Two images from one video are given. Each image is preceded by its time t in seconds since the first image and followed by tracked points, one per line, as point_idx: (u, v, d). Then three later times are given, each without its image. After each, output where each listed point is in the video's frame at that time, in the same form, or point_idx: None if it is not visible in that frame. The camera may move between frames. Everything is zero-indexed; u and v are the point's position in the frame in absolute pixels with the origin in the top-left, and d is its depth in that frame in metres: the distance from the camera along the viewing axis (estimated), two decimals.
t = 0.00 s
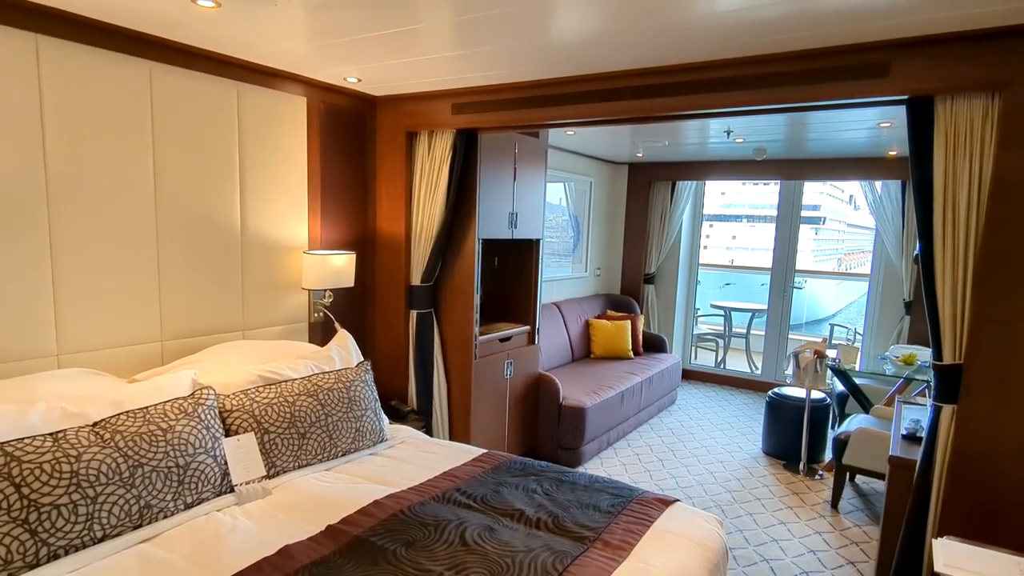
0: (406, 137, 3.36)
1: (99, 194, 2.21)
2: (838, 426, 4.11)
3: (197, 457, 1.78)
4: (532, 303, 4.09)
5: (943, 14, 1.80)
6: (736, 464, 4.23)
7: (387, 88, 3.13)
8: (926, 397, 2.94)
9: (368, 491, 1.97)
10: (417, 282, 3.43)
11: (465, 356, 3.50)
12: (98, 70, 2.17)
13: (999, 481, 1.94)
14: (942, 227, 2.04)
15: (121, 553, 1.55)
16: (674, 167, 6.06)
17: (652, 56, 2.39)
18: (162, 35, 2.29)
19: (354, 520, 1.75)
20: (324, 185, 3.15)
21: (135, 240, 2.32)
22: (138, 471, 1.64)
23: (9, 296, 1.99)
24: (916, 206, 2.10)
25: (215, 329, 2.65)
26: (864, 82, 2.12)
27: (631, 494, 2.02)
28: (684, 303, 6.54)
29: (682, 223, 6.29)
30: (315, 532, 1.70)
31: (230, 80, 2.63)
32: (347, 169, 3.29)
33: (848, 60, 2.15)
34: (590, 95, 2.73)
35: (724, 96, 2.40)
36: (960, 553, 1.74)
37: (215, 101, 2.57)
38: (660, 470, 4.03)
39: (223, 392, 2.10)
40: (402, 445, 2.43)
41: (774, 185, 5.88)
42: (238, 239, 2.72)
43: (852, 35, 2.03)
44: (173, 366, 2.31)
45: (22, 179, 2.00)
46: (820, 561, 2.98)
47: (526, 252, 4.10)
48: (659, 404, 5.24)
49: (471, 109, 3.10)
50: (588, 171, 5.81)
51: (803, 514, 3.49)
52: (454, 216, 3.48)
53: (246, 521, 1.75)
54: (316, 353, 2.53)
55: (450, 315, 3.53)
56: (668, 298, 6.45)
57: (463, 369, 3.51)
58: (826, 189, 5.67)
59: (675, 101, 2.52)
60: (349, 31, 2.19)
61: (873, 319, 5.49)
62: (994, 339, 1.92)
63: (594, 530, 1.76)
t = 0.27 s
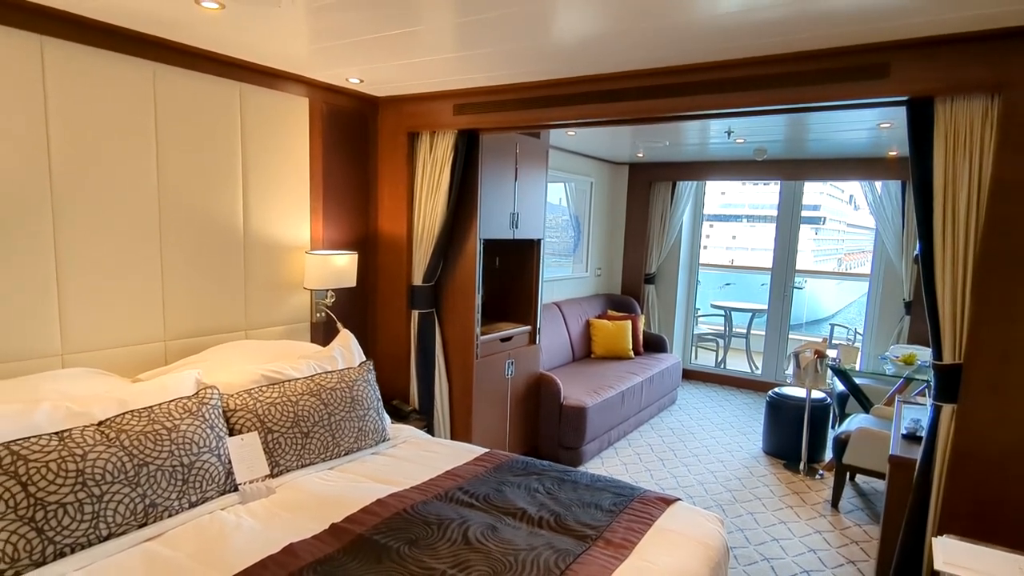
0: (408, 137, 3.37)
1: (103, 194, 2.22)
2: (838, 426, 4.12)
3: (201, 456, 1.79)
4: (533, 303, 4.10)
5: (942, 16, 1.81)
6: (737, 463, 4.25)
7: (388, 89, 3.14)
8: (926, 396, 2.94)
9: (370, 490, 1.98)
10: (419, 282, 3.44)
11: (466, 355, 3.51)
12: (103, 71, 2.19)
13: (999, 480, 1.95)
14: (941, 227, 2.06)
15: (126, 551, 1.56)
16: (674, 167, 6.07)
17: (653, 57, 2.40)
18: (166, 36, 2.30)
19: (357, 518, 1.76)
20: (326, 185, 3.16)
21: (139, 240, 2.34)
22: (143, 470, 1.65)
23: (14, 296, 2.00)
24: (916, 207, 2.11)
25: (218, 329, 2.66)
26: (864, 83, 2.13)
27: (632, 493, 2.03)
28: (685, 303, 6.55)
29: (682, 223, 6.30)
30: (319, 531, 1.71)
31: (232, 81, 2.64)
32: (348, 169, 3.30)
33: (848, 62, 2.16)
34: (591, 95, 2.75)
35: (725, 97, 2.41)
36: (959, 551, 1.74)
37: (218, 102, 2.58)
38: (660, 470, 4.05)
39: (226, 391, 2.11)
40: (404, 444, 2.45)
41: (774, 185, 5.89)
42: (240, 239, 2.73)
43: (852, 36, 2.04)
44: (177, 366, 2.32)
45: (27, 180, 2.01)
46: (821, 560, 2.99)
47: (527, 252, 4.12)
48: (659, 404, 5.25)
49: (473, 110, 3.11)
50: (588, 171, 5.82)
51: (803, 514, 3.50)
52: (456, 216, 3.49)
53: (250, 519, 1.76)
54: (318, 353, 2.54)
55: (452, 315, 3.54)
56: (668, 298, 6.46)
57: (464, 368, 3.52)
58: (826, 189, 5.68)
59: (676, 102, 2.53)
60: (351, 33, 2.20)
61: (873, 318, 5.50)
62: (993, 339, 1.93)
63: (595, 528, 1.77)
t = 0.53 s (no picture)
0: (409, 137, 3.38)
1: (106, 194, 2.22)
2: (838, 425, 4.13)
3: (205, 454, 1.80)
4: (533, 303, 4.11)
5: (941, 16, 1.82)
6: (737, 462, 4.26)
7: (389, 89, 3.15)
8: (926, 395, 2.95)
9: (373, 488, 1.99)
10: (420, 281, 3.45)
11: (467, 354, 3.52)
12: (106, 71, 2.20)
13: (998, 477, 1.96)
14: (941, 226, 2.07)
15: (131, 548, 1.57)
16: (674, 167, 6.08)
17: (654, 57, 2.41)
18: (169, 36, 2.31)
19: (360, 516, 1.77)
20: (327, 185, 3.17)
21: (142, 239, 2.34)
22: (148, 468, 1.65)
23: (17, 295, 2.01)
24: (915, 206, 2.12)
25: (221, 328, 2.67)
26: (864, 83, 2.14)
27: (633, 491, 2.04)
28: (685, 303, 6.56)
29: (682, 223, 6.31)
30: (322, 528, 1.72)
31: (235, 81, 2.65)
32: (350, 169, 3.30)
33: (849, 62, 2.17)
34: (592, 95, 2.75)
35: (726, 97, 2.42)
36: (958, 548, 1.75)
37: (220, 102, 2.59)
38: (661, 469, 4.06)
39: (229, 390, 2.12)
40: (406, 443, 2.45)
41: (774, 185, 5.90)
42: (243, 239, 2.74)
43: (852, 37, 2.05)
44: (179, 365, 2.33)
45: (31, 179, 2.02)
46: (821, 558, 3.00)
47: (527, 252, 4.12)
48: (660, 403, 5.26)
49: (474, 110, 3.12)
50: (588, 171, 5.83)
51: (803, 512, 3.51)
52: (457, 216, 3.50)
53: (253, 517, 1.77)
54: (321, 352, 2.55)
55: (453, 314, 3.55)
56: (668, 297, 6.47)
57: (465, 367, 3.53)
58: (826, 189, 5.69)
59: (677, 102, 2.54)
60: (353, 33, 2.21)
61: (873, 318, 5.51)
62: (992, 338, 1.94)
63: (597, 526, 1.78)
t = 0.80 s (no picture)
0: (409, 137, 3.39)
1: (108, 194, 2.23)
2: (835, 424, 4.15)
3: (207, 452, 1.81)
4: (532, 302, 4.12)
5: (938, 18, 1.84)
6: (735, 461, 4.27)
7: (389, 89, 3.16)
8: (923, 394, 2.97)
9: (374, 486, 2.00)
10: (420, 281, 3.45)
11: (467, 354, 3.53)
12: (108, 71, 2.20)
13: (994, 475, 1.98)
14: (938, 227, 2.08)
15: (134, 546, 1.58)
16: (672, 167, 6.10)
17: (653, 58, 2.42)
18: (170, 36, 2.32)
19: (362, 514, 1.78)
20: (328, 184, 3.17)
21: (143, 239, 2.35)
22: (150, 466, 1.66)
23: (19, 295, 2.02)
24: (913, 206, 2.14)
25: (221, 327, 2.68)
26: (862, 84, 2.15)
27: (633, 489, 2.06)
28: (683, 303, 6.58)
29: (681, 223, 6.33)
30: (324, 526, 1.73)
31: (235, 80, 2.66)
32: (350, 168, 3.31)
33: (847, 63, 2.19)
34: (591, 96, 2.77)
35: (725, 97, 2.44)
36: (955, 545, 1.77)
37: (221, 102, 2.59)
38: (659, 468, 4.07)
39: (230, 389, 2.13)
40: (407, 442, 2.47)
41: (772, 185, 5.92)
42: (243, 238, 2.75)
43: (850, 38, 2.07)
44: (180, 364, 2.34)
45: (32, 179, 2.02)
46: (819, 557, 3.02)
47: (527, 251, 4.14)
48: (658, 402, 5.28)
49: (474, 110, 3.13)
50: (587, 171, 5.84)
51: (801, 511, 3.53)
52: (456, 215, 3.51)
53: (255, 515, 1.78)
54: (321, 351, 2.56)
55: (453, 313, 3.56)
56: (667, 297, 6.48)
57: (465, 367, 3.54)
58: (824, 189, 5.72)
59: (676, 102, 2.56)
60: (355, 33, 2.21)
61: (870, 318, 5.54)
62: (989, 337, 1.96)
63: (597, 523, 1.79)
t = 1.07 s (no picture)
0: (405, 137, 3.39)
1: (103, 194, 2.23)
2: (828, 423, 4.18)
3: (204, 452, 1.81)
4: (528, 302, 4.14)
5: (929, 23, 1.87)
6: (729, 461, 4.30)
7: (385, 90, 3.17)
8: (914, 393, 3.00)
9: (371, 486, 2.01)
10: (416, 281, 3.46)
11: (462, 354, 3.54)
12: (104, 71, 2.20)
13: (984, 473, 2.01)
14: (929, 229, 2.11)
15: (132, 546, 1.58)
16: (666, 168, 6.13)
17: (648, 60, 2.44)
18: (166, 37, 2.32)
19: (359, 513, 1.79)
20: (323, 185, 3.18)
21: (139, 239, 2.35)
22: (148, 466, 1.66)
23: (15, 295, 2.01)
24: (904, 209, 2.17)
25: (217, 328, 2.68)
26: (854, 87, 2.18)
27: (628, 489, 2.07)
28: (677, 303, 6.61)
29: (675, 223, 6.36)
30: (322, 526, 1.73)
31: (231, 81, 2.66)
32: (346, 169, 3.32)
33: (840, 66, 2.21)
34: (587, 98, 2.79)
35: (719, 99, 2.46)
36: (945, 543, 1.79)
37: (217, 102, 2.59)
38: (654, 467, 4.09)
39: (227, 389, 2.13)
40: (403, 442, 2.47)
41: (765, 186, 5.96)
42: (239, 239, 2.75)
43: (843, 41, 2.09)
44: (176, 364, 2.33)
45: (28, 179, 2.02)
46: (812, 555, 3.04)
47: (522, 252, 4.15)
48: (653, 402, 5.31)
49: (470, 111, 3.14)
50: (582, 172, 5.86)
51: (795, 510, 3.56)
52: (452, 216, 3.51)
53: (253, 515, 1.78)
54: (318, 352, 2.56)
55: (449, 314, 3.57)
56: (661, 297, 6.52)
57: (460, 367, 3.55)
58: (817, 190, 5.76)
59: (671, 104, 2.58)
60: (352, 34, 2.22)
61: (862, 318, 5.58)
62: (979, 337, 1.99)
63: (594, 522, 1.80)
